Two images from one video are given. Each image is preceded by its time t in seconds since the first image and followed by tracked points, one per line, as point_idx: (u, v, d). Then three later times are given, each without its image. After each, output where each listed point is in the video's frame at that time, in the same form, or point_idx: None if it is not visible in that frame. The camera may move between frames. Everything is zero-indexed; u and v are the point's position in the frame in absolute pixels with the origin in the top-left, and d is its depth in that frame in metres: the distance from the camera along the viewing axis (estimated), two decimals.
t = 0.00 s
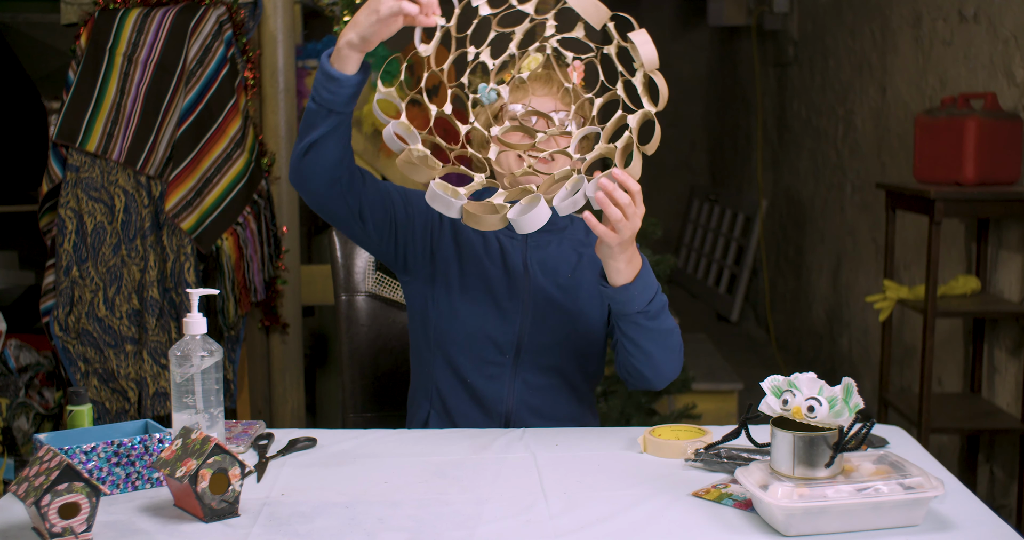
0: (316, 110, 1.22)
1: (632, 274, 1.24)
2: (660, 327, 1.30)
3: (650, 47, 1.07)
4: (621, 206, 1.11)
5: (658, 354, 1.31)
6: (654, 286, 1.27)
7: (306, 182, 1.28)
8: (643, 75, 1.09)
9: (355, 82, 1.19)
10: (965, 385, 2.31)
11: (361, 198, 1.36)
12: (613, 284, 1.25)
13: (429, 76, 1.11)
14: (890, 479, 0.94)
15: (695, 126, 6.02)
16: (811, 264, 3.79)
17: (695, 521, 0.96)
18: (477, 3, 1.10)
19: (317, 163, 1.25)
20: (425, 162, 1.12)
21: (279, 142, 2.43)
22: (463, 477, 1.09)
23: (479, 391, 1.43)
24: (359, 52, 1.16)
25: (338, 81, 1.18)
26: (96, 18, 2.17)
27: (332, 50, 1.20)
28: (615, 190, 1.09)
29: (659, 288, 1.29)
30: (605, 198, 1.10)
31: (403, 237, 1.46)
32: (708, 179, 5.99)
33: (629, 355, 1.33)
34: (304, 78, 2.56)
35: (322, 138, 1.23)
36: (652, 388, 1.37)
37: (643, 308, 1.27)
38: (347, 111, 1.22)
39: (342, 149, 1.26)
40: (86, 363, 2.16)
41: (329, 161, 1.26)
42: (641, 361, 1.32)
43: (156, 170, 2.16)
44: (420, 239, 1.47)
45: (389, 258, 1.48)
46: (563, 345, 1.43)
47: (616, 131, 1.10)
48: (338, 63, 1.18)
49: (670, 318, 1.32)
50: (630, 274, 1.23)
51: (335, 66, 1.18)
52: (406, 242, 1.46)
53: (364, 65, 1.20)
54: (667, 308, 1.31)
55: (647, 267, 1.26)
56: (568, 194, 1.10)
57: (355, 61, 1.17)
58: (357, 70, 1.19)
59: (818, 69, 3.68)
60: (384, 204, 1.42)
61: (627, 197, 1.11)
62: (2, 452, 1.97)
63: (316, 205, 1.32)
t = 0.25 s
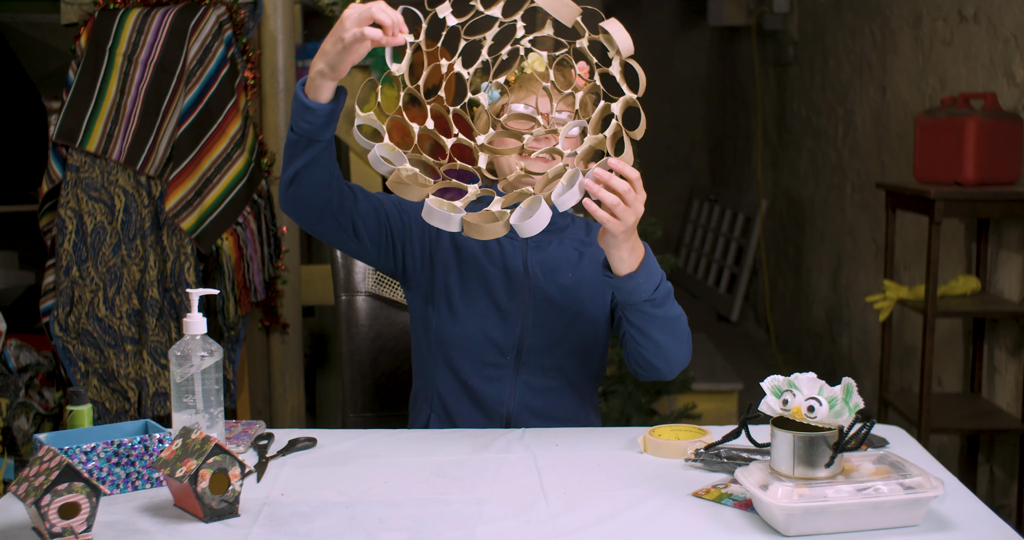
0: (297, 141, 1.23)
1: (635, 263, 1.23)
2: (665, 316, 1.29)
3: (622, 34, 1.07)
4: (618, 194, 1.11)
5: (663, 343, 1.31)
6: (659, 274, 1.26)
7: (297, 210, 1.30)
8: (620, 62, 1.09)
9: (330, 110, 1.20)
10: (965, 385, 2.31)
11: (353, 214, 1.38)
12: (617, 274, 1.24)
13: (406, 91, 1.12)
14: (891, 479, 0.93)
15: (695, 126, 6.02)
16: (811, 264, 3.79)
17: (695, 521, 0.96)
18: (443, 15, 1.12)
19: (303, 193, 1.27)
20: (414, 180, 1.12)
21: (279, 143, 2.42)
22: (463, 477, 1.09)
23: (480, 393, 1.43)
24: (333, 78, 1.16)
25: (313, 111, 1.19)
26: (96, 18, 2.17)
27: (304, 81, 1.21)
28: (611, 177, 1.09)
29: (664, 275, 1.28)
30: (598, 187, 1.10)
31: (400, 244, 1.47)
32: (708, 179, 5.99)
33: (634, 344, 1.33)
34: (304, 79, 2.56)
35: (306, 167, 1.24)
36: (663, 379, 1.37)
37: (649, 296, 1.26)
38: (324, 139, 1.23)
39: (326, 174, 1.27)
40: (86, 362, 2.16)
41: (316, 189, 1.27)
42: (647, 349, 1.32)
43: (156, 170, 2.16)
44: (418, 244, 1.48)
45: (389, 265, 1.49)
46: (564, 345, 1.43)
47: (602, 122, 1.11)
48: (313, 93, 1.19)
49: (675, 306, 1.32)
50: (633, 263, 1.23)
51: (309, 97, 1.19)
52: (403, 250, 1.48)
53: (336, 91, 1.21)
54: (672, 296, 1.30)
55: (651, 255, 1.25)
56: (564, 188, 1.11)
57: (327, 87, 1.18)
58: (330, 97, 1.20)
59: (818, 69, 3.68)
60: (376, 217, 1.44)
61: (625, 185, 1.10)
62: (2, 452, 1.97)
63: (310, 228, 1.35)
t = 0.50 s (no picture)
0: (295, 147, 1.22)
1: (629, 274, 1.23)
2: (659, 323, 1.30)
3: (621, 43, 1.03)
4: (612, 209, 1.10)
5: (659, 351, 1.31)
6: (653, 283, 1.27)
7: (299, 215, 1.30)
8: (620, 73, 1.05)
9: (328, 114, 1.20)
10: (965, 385, 2.31)
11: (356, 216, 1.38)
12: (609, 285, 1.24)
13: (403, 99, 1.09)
14: (891, 479, 0.93)
15: (695, 126, 6.02)
16: (811, 264, 3.79)
17: (695, 520, 0.96)
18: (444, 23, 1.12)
19: (305, 197, 1.27)
20: (412, 192, 1.12)
21: (279, 142, 2.42)
22: (463, 477, 1.09)
23: (479, 395, 1.43)
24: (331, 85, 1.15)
25: (313, 118, 1.19)
26: (96, 18, 2.17)
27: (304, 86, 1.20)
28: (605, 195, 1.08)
29: (659, 284, 1.29)
30: (592, 205, 1.09)
31: (399, 246, 1.47)
32: (708, 179, 5.99)
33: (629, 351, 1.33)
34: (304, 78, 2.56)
35: (306, 172, 1.24)
36: (657, 384, 1.38)
37: (643, 305, 1.26)
38: (324, 145, 1.22)
39: (326, 177, 1.26)
40: (86, 363, 2.16)
41: (314, 195, 1.27)
42: (641, 357, 1.32)
43: (156, 170, 2.16)
44: (416, 245, 1.48)
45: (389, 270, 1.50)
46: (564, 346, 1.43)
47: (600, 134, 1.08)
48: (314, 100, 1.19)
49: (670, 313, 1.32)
50: (628, 272, 1.23)
51: (308, 103, 1.19)
52: (402, 251, 1.48)
53: (335, 97, 1.20)
54: (667, 303, 1.31)
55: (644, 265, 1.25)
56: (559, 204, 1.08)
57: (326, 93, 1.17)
58: (330, 103, 1.19)
59: (818, 69, 3.68)
60: (376, 219, 1.43)
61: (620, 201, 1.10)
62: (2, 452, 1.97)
63: (312, 231, 1.35)
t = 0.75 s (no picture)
0: (323, 97, 1.22)
1: (580, 311, 1.22)
2: (616, 355, 1.27)
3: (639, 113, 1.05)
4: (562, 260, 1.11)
5: (615, 377, 1.30)
6: (608, 317, 1.24)
7: (315, 170, 1.29)
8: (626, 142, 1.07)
9: (360, 71, 1.19)
10: (965, 385, 2.31)
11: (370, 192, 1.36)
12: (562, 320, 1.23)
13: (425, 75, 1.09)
14: (890, 479, 0.94)
15: (695, 126, 6.02)
16: (811, 264, 3.79)
17: (695, 520, 0.96)
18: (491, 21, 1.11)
19: (326, 151, 1.26)
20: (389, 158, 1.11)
21: (279, 143, 2.42)
22: (464, 477, 1.09)
23: (475, 393, 1.44)
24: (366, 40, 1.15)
25: (345, 69, 1.19)
26: (96, 18, 2.17)
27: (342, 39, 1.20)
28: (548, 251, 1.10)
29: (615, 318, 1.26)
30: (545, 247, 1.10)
31: (402, 239, 1.45)
32: (708, 179, 5.99)
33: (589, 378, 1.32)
34: (304, 78, 2.56)
35: (330, 125, 1.23)
36: (623, 401, 1.36)
37: (597, 340, 1.24)
38: (354, 100, 1.21)
39: (350, 139, 1.25)
40: (86, 363, 2.16)
41: (334, 152, 1.26)
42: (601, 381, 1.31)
43: (156, 170, 2.16)
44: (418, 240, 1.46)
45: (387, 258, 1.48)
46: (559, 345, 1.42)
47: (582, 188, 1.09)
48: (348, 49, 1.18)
49: (630, 343, 1.30)
50: (579, 310, 1.21)
51: (343, 54, 1.19)
52: (407, 239, 1.45)
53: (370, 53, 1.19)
54: (626, 336, 1.28)
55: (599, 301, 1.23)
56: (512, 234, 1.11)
57: (362, 51, 1.18)
58: (363, 59, 1.19)
59: (818, 69, 3.68)
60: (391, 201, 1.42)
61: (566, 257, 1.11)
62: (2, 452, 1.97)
63: (325, 194, 1.33)
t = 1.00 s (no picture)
0: (319, 94, 1.20)
1: (614, 290, 1.21)
2: (648, 332, 1.30)
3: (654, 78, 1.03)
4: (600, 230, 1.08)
5: (647, 357, 1.32)
6: (640, 296, 1.26)
7: (308, 165, 1.28)
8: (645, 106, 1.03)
9: (358, 70, 1.17)
10: (965, 385, 2.31)
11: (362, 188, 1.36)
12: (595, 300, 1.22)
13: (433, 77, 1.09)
14: (891, 480, 0.94)
15: (695, 126, 6.02)
16: (811, 264, 3.79)
17: (695, 521, 0.96)
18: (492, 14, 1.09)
19: (321, 147, 1.25)
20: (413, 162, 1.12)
21: (279, 143, 2.42)
22: (464, 477, 1.09)
23: (473, 393, 1.44)
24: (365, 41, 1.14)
25: (342, 68, 1.17)
26: (96, 18, 2.17)
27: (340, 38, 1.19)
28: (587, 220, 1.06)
29: (646, 296, 1.28)
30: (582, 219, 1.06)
31: (398, 236, 1.45)
32: (708, 179, 5.99)
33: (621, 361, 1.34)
34: (304, 78, 2.56)
35: (325, 121, 1.22)
36: (650, 388, 1.38)
37: (632, 317, 1.26)
38: (347, 98, 1.20)
39: (344, 134, 1.24)
40: (86, 362, 2.17)
41: (325, 152, 1.25)
42: (634, 364, 1.33)
43: (156, 170, 2.16)
44: (414, 238, 1.46)
45: (384, 255, 1.48)
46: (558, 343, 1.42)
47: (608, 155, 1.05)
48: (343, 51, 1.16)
49: (659, 320, 1.31)
50: (613, 288, 1.21)
51: (340, 52, 1.17)
52: (401, 236, 1.46)
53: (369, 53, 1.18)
54: (656, 313, 1.30)
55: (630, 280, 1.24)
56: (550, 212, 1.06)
57: (362, 52, 1.16)
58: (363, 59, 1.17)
59: (818, 69, 3.68)
60: (385, 199, 1.41)
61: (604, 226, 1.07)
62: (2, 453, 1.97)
63: (318, 190, 1.32)
